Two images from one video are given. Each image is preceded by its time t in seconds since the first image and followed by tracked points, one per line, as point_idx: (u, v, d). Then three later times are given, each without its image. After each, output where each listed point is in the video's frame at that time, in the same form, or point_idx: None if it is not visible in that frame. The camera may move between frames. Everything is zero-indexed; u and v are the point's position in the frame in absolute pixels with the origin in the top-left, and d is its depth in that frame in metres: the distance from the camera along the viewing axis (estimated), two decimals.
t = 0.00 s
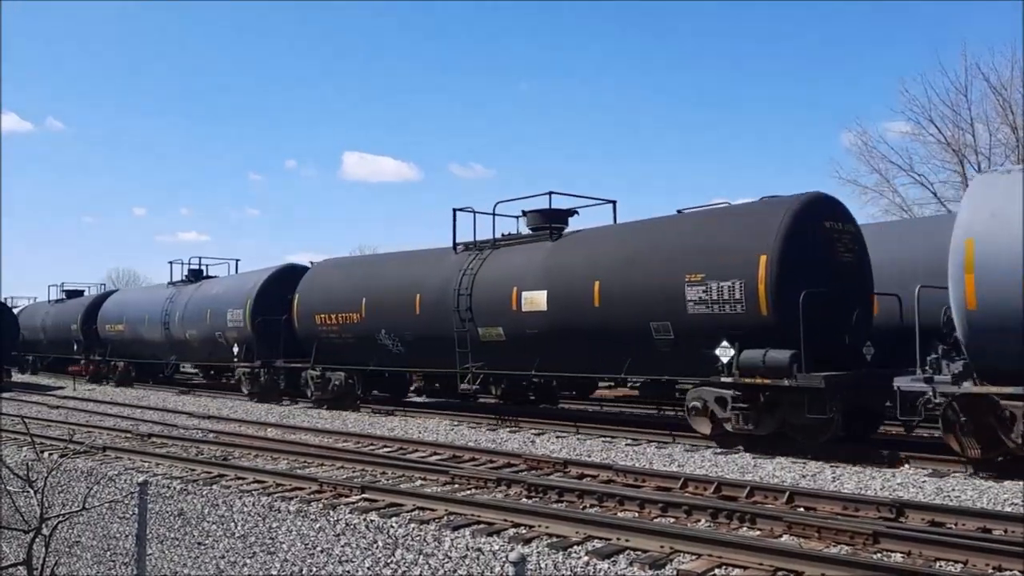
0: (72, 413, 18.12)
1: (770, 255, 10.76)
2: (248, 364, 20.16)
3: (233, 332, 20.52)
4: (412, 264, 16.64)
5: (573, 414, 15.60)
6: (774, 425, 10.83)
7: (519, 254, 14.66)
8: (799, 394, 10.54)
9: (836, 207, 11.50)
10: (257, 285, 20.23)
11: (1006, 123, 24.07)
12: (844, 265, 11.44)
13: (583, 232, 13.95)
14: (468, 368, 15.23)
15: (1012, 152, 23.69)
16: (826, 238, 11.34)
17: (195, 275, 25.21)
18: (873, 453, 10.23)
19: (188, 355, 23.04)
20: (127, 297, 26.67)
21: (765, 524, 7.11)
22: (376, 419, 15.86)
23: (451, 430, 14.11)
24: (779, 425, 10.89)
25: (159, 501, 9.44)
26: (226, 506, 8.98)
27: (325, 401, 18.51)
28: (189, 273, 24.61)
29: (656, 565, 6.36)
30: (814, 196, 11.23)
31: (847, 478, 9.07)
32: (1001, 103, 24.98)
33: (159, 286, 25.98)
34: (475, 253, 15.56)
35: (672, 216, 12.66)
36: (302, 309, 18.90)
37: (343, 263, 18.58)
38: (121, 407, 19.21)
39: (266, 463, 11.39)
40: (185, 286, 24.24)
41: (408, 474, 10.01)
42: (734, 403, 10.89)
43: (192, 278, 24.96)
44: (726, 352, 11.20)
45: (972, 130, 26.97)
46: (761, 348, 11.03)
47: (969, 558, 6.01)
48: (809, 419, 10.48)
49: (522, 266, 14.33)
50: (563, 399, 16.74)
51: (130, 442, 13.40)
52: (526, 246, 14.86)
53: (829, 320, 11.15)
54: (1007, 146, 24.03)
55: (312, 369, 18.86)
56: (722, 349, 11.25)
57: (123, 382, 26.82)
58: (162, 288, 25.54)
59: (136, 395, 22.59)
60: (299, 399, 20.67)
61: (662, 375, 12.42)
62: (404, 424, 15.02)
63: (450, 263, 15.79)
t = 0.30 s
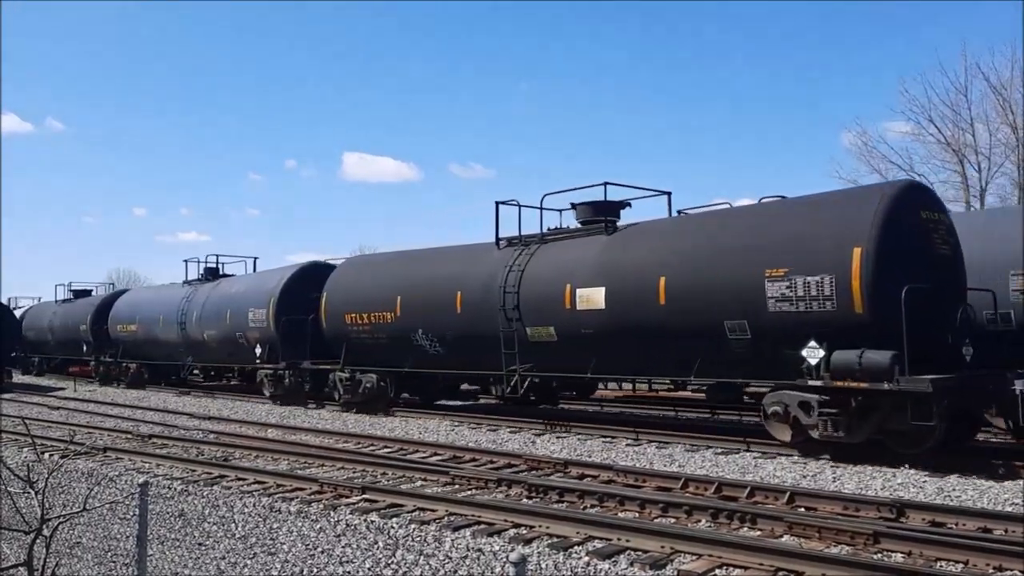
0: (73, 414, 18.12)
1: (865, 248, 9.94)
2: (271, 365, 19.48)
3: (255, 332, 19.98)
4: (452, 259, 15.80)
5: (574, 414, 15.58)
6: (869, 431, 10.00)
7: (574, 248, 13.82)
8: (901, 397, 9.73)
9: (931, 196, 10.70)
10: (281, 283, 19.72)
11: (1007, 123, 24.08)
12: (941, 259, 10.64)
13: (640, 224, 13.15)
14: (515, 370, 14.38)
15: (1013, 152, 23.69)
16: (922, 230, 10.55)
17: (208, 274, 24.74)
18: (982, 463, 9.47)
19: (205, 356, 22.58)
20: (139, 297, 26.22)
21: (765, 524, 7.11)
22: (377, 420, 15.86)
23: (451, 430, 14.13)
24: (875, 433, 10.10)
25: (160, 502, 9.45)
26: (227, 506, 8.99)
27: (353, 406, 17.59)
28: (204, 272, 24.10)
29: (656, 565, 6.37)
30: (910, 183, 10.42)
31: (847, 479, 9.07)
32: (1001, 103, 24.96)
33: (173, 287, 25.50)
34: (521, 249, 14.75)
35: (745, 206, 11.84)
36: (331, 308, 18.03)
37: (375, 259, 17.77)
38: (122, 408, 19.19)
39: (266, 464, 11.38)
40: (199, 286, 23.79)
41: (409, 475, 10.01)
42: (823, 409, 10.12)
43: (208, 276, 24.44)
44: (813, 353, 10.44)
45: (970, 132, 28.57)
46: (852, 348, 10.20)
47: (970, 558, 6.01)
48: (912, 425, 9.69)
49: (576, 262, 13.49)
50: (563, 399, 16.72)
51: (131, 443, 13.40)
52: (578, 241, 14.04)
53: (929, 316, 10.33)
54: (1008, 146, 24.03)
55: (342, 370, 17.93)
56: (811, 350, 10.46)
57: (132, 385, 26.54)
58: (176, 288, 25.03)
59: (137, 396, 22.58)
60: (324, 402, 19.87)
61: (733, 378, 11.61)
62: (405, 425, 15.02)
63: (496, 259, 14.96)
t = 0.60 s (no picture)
0: (74, 416, 18.12)
1: (978, 238, 9.03)
2: (297, 368, 18.74)
3: (280, 333, 19.18)
4: (497, 255, 14.90)
5: (576, 415, 15.58)
6: (978, 441, 9.27)
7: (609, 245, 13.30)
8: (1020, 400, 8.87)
9: None
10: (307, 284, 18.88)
11: (1007, 123, 24.04)
12: None
13: (707, 218, 12.27)
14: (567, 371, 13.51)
15: (1013, 152, 23.66)
16: None
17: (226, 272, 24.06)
18: None
19: (223, 358, 21.86)
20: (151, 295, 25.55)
21: (766, 525, 7.10)
22: (377, 421, 15.84)
23: (451, 431, 14.14)
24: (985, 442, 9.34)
25: (161, 504, 9.45)
26: (228, 508, 8.99)
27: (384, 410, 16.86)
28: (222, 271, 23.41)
29: (657, 566, 6.36)
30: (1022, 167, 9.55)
31: (847, 479, 9.06)
32: (1001, 103, 24.99)
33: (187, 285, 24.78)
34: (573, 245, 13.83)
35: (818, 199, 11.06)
36: (362, 306, 17.12)
37: (411, 256, 16.85)
38: (122, 409, 19.16)
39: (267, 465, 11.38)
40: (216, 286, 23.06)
41: (410, 476, 10.00)
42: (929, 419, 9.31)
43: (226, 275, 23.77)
44: (919, 353, 9.54)
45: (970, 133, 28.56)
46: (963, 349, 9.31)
47: (971, 559, 6.00)
48: None
49: (637, 258, 12.57)
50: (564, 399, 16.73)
51: (132, 445, 13.39)
52: (637, 235, 13.12)
53: None
54: (1008, 146, 24.01)
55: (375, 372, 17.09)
56: (915, 352, 9.58)
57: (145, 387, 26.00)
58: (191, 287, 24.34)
59: (137, 398, 22.58)
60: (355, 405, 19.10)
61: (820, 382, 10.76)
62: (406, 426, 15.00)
63: (546, 254, 14.08)
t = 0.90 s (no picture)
0: (76, 416, 18.14)
1: None
2: (325, 370, 18.07)
3: (307, 332, 18.61)
4: (546, 250, 13.98)
5: (577, 415, 15.64)
6: None
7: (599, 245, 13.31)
8: None
9: None
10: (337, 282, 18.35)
11: (1009, 123, 24.02)
12: None
13: (787, 208, 11.36)
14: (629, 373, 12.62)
15: (1014, 153, 23.64)
16: None
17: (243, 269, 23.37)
18: None
19: (244, 359, 21.22)
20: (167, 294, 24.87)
21: (767, 526, 7.11)
22: (379, 422, 15.87)
23: (452, 431, 14.17)
24: None
25: (162, 504, 9.46)
26: (230, 508, 9.00)
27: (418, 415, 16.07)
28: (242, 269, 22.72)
29: (658, 567, 6.37)
30: None
31: (848, 480, 9.06)
32: (1002, 103, 25.00)
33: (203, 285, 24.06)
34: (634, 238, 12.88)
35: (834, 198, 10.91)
36: (397, 304, 16.26)
37: (446, 252, 15.93)
38: (123, 410, 19.18)
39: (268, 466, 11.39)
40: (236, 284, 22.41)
41: (411, 476, 10.02)
42: None
43: (245, 272, 23.02)
44: None
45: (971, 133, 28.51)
46: None
47: (971, 559, 6.01)
48: None
49: (694, 254, 11.82)
50: (564, 399, 16.74)
51: (133, 446, 13.40)
52: (706, 226, 12.14)
53: None
54: (1010, 146, 23.99)
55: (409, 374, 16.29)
56: None
57: (160, 389, 25.31)
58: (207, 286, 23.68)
59: (138, 398, 22.65)
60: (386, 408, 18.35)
61: (920, 385, 9.96)
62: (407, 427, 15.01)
63: (601, 249, 13.17)
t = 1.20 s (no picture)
0: (78, 417, 18.18)
1: None
2: (357, 371, 17.31)
3: (339, 331, 17.73)
4: (601, 244, 13.11)
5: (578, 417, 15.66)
6: None
7: (588, 245, 13.31)
8: None
9: None
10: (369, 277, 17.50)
11: (1010, 123, 24.00)
12: None
13: (877, 196, 10.44)
14: (702, 376, 11.68)
15: (1016, 153, 23.62)
16: None
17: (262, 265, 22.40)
18: None
19: (268, 359, 20.29)
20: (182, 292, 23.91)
21: (769, 526, 7.11)
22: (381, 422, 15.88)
23: (454, 432, 14.17)
24: None
25: (164, 505, 9.46)
26: (231, 509, 9.00)
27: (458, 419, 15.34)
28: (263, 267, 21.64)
29: (659, 567, 6.37)
30: None
31: (850, 480, 9.06)
32: (1003, 103, 24.98)
33: (221, 282, 23.03)
34: (704, 230, 11.97)
35: (896, 189, 10.34)
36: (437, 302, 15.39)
37: (489, 248, 15.08)
38: (125, 410, 19.21)
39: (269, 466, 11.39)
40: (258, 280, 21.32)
41: (412, 477, 10.02)
42: None
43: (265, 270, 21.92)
44: None
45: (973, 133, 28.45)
46: None
47: (973, 559, 6.01)
48: None
49: (758, 249, 11.05)
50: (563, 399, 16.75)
51: (135, 446, 13.41)
52: (787, 217, 11.20)
53: None
54: (1011, 147, 23.98)
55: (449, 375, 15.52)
56: None
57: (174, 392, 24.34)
58: (225, 285, 22.75)
59: (139, 398, 22.72)
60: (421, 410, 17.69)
61: None
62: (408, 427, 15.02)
63: (663, 242, 12.28)
